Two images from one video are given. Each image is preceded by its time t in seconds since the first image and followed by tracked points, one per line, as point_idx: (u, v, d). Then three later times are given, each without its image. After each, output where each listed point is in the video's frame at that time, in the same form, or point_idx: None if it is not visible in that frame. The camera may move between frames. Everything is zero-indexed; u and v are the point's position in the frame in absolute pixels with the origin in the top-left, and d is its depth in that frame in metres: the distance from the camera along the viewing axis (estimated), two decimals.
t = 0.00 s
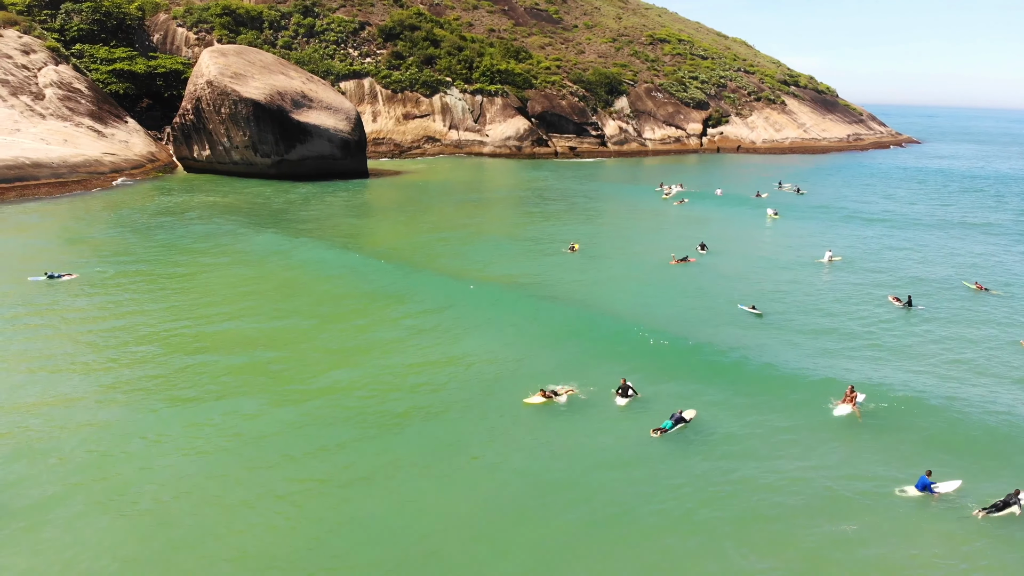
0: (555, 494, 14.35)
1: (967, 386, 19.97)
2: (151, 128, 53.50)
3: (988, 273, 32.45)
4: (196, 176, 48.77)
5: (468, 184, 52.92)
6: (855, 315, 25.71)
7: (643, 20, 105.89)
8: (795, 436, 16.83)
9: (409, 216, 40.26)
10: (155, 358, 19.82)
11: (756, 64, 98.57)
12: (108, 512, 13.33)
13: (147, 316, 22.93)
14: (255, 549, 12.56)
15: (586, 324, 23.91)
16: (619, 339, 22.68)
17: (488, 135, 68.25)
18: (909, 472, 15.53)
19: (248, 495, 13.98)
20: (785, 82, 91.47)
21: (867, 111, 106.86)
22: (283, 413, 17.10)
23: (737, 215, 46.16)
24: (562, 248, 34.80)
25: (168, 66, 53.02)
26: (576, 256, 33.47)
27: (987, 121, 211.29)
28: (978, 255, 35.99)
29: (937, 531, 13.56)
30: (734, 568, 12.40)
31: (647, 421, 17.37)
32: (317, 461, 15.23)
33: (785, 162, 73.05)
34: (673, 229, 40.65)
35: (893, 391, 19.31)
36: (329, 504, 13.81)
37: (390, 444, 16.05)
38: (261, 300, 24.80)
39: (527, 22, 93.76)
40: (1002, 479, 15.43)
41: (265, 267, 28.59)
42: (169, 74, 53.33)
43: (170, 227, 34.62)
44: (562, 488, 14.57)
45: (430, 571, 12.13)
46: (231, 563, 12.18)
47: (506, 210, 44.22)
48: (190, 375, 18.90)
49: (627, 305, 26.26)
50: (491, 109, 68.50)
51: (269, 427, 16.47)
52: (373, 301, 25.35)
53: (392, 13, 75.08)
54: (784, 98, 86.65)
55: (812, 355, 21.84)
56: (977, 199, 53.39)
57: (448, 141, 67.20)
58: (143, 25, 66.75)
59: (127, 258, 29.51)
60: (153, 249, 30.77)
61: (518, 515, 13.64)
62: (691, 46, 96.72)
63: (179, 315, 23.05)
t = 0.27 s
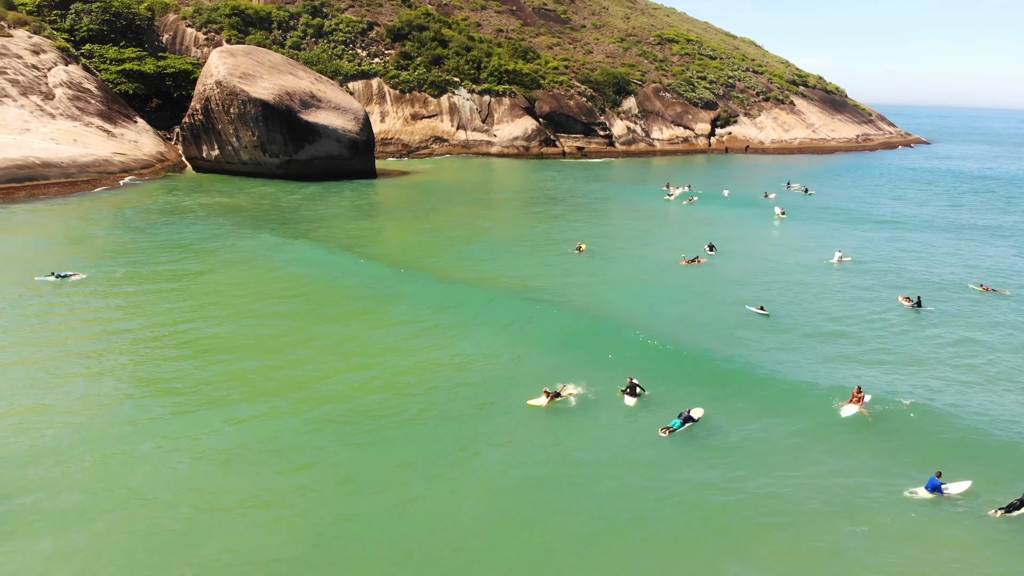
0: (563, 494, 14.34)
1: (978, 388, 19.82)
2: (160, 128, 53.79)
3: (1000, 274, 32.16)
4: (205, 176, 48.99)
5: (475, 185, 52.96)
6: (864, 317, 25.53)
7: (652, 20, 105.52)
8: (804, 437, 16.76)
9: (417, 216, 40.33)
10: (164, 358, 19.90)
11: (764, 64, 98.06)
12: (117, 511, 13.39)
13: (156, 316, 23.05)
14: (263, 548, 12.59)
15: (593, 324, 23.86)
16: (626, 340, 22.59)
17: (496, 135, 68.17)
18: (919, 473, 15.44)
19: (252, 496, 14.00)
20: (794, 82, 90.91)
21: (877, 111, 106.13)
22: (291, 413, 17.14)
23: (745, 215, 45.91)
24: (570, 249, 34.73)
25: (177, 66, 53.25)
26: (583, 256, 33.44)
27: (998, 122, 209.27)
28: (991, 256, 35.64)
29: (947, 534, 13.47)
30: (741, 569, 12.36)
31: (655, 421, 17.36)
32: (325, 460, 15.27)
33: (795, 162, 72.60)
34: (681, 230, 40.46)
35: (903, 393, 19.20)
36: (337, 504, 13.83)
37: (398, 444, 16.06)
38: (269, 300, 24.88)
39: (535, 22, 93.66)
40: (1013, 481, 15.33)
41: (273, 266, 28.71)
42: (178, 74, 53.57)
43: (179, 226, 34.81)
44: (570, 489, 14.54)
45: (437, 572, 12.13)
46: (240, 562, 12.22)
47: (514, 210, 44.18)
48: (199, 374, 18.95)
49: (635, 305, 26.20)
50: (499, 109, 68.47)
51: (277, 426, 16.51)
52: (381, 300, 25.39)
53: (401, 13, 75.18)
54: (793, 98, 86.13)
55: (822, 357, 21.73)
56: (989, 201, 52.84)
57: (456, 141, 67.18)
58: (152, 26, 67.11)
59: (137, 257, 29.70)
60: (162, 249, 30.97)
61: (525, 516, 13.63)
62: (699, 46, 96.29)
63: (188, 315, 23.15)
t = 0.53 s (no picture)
0: (572, 494, 14.35)
1: (989, 390, 19.73)
2: (169, 128, 54.06)
3: (1012, 276, 31.91)
4: (215, 176, 49.21)
5: (483, 185, 53.01)
6: (873, 318, 25.34)
7: (660, 20, 105.12)
8: (814, 437, 16.72)
9: (425, 216, 40.40)
10: (173, 357, 19.97)
11: (773, 64, 97.52)
12: (128, 509, 13.46)
13: (166, 315, 23.17)
14: (273, 547, 12.64)
15: (601, 325, 23.81)
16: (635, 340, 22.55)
17: (504, 135, 68.10)
18: (929, 474, 15.42)
19: (261, 494, 14.05)
20: (802, 82, 90.35)
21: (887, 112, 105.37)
22: (300, 413, 17.15)
23: (754, 216, 45.67)
24: (578, 249, 34.70)
25: (186, 66, 53.47)
26: (591, 256, 33.45)
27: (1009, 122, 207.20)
28: (1002, 258, 35.35)
29: (956, 536, 13.41)
30: (748, 570, 12.34)
31: (664, 420, 17.36)
32: (334, 459, 15.29)
33: (804, 162, 72.15)
34: (689, 231, 40.31)
35: (912, 394, 19.14)
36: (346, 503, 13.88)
37: (407, 443, 16.08)
38: (278, 299, 24.95)
39: (543, 22, 93.52)
40: None
41: (282, 266, 28.83)
42: (187, 74, 53.78)
43: (189, 226, 35.02)
44: (579, 488, 14.55)
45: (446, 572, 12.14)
46: (250, 561, 12.27)
47: (522, 210, 44.16)
48: (207, 374, 18.99)
49: (644, 305, 26.15)
50: (507, 109, 68.41)
51: (286, 426, 16.53)
52: (389, 300, 25.44)
53: (409, 13, 75.27)
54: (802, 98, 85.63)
55: (832, 357, 21.63)
56: (1000, 201, 52.35)
57: (463, 141, 67.16)
58: (161, 26, 67.44)
59: (147, 256, 29.88)
60: (172, 248, 31.17)
61: (534, 516, 13.63)
62: (708, 46, 95.85)
63: (197, 314, 23.27)
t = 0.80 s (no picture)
0: (580, 494, 14.29)
1: (1002, 392, 19.52)
2: (181, 128, 54.39)
3: None
4: (226, 175, 49.46)
5: (492, 185, 53.02)
6: (885, 319, 25.10)
7: (670, 20, 104.66)
8: (824, 438, 16.60)
9: (435, 217, 40.43)
10: (182, 357, 20.07)
11: (784, 64, 96.85)
12: (137, 507, 13.53)
13: (176, 314, 23.29)
14: (280, 546, 12.66)
15: (610, 326, 23.74)
16: (644, 341, 22.45)
17: (513, 135, 68.00)
18: (940, 475, 15.27)
19: (269, 493, 14.08)
20: (813, 82, 89.67)
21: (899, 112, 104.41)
22: (308, 412, 17.18)
23: (765, 217, 45.31)
24: (587, 249, 34.59)
25: (197, 66, 53.74)
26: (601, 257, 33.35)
27: None
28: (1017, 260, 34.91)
29: (969, 540, 13.26)
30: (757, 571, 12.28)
31: (672, 420, 17.28)
32: (342, 459, 15.30)
33: (816, 163, 71.56)
34: (699, 232, 40.07)
35: (924, 396, 18.95)
36: (353, 502, 13.88)
37: (415, 443, 16.06)
38: (287, 299, 25.03)
39: (553, 22, 93.35)
40: None
41: (292, 266, 28.93)
42: (198, 75, 54.04)
43: (200, 226, 35.22)
44: (586, 488, 14.49)
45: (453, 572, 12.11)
46: (258, 560, 12.30)
47: (531, 211, 44.09)
48: (217, 373, 19.07)
49: (653, 306, 26.02)
50: (517, 109, 68.30)
51: (294, 425, 16.56)
52: (398, 300, 25.46)
53: (419, 13, 75.39)
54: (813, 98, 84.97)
55: (843, 359, 21.44)
56: (1014, 203, 51.70)
57: (473, 142, 67.11)
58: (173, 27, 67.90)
59: (158, 256, 30.07)
60: (183, 248, 31.34)
61: (541, 516, 13.59)
62: (719, 46, 95.30)
63: (207, 313, 23.38)
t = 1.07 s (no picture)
0: (590, 493, 14.28)
1: (1015, 394, 19.37)
2: (193, 128, 54.72)
3: None
4: (238, 175, 49.72)
5: (503, 186, 53.06)
6: (898, 322, 24.82)
7: (681, 20, 104.13)
8: (836, 438, 16.52)
9: (445, 217, 40.49)
10: (194, 356, 20.18)
11: (796, 64, 96.16)
12: (150, 505, 13.62)
13: (188, 314, 23.45)
14: (292, 543, 12.72)
15: (620, 326, 23.68)
16: (655, 342, 22.37)
17: (524, 135, 67.87)
18: (952, 475, 15.19)
19: (281, 491, 14.14)
20: (825, 82, 88.96)
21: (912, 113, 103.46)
22: (319, 411, 17.25)
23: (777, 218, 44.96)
24: (597, 250, 34.52)
25: (210, 67, 54.02)
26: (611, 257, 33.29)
27: None
28: None
29: (983, 544, 13.08)
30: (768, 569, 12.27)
31: (683, 420, 17.26)
32: (353, 457, 15.35)
33: (828, 164, 70.96)
34: (710, 233, 39.86)
35: (937, 398, 18.84)
36: (365, 500, 13.93)
37: (425, 442, 16.09)
38: (299, 299, 25.14)
39: (564, 22, 93.11)
40: None
41: (303, 265, 29.05)
42: (210, 75, 54.32)
43: (213, 225, 35.42)
44: (596, 487, 14.47)
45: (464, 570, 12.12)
46: (269, 556, 12.37)
47: (541, 211, 44.07)
48: (228, 373, 19.16)
49: (664, 307, 25.93)
50: (527, 109, 68.18)
51: (304, 424, 16.62)
52: (408, 300, 25.51)
53: (430, 14, 75.46)
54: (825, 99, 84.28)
55: (855, 360, 21.32)
56: None
57: (484, 142, 67.04)
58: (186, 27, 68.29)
59: (171, 255, 30.26)
60: (196, 247, 31.55)
61: (552, 514, 13.58)
62: (730, 46, 94.70)
63: (219, 313, 23.52)
